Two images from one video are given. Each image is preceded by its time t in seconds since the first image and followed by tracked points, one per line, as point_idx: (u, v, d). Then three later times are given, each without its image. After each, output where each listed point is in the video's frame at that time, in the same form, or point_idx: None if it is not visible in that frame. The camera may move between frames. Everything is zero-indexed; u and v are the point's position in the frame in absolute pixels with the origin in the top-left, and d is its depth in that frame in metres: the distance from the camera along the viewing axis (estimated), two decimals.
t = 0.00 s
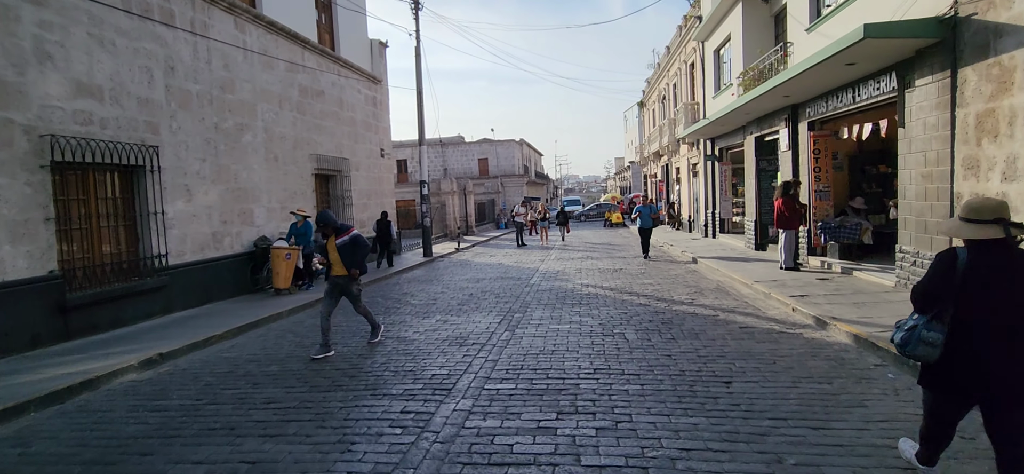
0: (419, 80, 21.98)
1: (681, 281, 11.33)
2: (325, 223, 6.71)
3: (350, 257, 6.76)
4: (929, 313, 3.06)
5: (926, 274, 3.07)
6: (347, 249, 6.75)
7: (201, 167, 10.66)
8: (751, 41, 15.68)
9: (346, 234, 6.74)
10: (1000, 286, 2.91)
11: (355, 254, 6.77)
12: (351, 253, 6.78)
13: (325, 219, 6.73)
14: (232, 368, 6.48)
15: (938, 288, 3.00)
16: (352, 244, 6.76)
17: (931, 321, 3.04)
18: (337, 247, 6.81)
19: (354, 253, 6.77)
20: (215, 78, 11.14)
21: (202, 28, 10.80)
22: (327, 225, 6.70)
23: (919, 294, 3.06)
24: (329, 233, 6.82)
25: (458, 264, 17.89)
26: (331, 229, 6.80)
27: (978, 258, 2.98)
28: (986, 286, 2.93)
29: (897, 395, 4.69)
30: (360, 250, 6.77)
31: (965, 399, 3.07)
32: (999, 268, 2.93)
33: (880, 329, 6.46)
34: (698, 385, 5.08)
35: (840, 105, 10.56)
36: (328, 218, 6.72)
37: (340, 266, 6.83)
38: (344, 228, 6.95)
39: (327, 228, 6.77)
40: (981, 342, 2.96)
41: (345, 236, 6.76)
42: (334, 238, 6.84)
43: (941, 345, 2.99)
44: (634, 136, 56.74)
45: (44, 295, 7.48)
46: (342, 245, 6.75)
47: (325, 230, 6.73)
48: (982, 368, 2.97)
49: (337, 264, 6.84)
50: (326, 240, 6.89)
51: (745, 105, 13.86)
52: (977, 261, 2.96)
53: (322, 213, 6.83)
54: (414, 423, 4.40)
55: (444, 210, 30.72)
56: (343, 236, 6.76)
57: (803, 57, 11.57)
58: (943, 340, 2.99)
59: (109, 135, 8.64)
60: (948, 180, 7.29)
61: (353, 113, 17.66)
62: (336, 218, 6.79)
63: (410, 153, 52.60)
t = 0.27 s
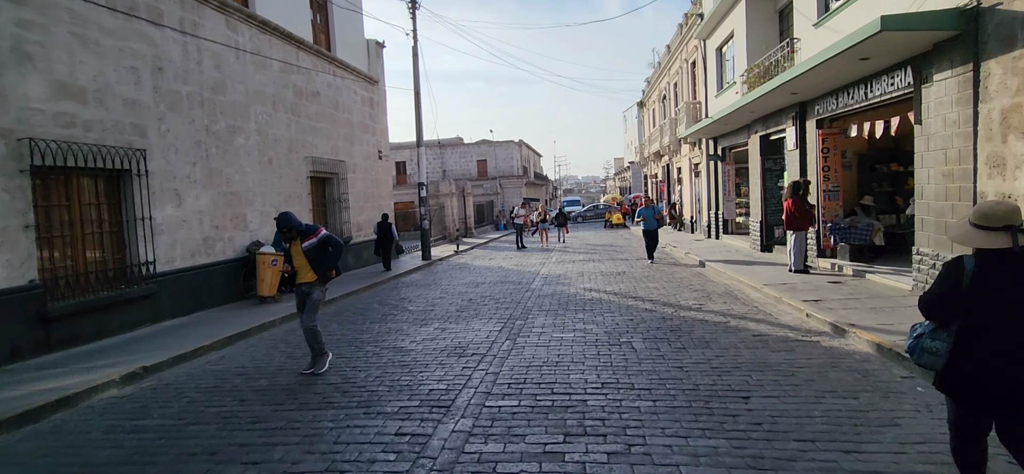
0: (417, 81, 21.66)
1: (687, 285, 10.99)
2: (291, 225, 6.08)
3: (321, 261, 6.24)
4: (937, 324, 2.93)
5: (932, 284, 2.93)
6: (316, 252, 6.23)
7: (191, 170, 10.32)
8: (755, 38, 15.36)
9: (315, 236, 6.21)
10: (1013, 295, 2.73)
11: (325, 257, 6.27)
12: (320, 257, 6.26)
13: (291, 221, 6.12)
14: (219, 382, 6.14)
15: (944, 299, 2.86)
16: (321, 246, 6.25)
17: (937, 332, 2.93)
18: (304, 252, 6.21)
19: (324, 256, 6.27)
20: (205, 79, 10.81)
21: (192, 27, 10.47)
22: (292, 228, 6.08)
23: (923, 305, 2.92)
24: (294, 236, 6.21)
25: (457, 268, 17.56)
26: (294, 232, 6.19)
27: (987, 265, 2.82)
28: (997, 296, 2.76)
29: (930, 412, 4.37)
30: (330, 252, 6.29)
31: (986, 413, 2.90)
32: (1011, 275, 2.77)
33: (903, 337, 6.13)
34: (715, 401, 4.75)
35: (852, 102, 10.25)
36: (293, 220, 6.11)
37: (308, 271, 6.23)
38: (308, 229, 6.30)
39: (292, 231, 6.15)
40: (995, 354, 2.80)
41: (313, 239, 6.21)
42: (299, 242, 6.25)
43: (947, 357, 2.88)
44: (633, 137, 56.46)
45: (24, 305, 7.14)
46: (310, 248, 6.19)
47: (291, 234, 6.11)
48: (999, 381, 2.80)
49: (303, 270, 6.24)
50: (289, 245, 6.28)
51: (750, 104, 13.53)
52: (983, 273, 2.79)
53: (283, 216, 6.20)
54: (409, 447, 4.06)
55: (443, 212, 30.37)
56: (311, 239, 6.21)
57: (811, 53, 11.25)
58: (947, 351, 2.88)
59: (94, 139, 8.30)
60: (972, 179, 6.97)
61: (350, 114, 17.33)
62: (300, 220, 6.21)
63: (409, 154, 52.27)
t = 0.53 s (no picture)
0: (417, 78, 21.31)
1: (695, 287, 10.62)
2: (253, 235, 5.35)
3: (285, 277, 5.54)
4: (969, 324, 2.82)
5: (960, 280, 2.83)
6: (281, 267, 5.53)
7: (181, 168, 9.99)
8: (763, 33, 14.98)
9: (280, 249, 5.51)
10: None
11: (290, 273, 5.57)
12: (285, 273, 5.55)
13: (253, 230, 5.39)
14: (204, 391, 5.79)
15: (974, 296, 2.77)
16: (287, 261, 5.56)
17: (968, 331, 2.81)
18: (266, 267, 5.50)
19: (289, 273, 5.57)
20: (197, 74, 10.48)
21: (182, 19, 10.14)
22: (255, 238, 5.36)
23: (953, 303, 2.84)
24: (254, 248, 5.46)
25: (458, 268, 17.19)
26: (256, 242, 5.45)
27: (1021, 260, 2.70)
28: None
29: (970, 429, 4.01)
30: (297, 268, 5.60)
31: None
32: None
33: (930, 344, 5.76)
34: (735, 416, 4.37)
35: (868, 97, 9.88)
36: (256, 230, 5.39)
37: (268, 288, 5.48)
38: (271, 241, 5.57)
39: (253, 242, 5.39)
40: None
41: (279, 252, 5.51)
42: (260, 255, 5.52)
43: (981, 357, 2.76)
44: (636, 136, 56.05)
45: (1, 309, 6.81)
46: (275, 262, 5.48)
47: (253, 245, 5.38)
48: None
49: (263, 286, 5.49)
50: (248, 257, 5.53)
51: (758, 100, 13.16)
52: (1015, 269, 2.67)
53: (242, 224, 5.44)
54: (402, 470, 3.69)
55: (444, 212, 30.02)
56: (276, 252, 5.50)
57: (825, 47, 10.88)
58: (981, 351, 2.75)
59: (76, 134, 7.98)
60: (1001, 175, 6.61)
61: (348, 111, 16.97)
62: (262, 230, 5.48)
63: (410, 154, 51.96)
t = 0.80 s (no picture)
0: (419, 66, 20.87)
1: (706, 282, 10.27)
2: (199, 226, 4.53)
3: (240, 274, 4.76)
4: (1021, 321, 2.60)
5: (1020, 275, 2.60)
6: (235, 263, 4.74)
7: (174, 157, 9.64)
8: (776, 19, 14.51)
9: (233, 242, 4.69)
10: None
11: (246, 271, 4.79)
12: (240, 270, 4.77)
13: (201, 220, 4.57)
14: (193, 394, 5.47)
15: None
16: (242, 256, 4.76)
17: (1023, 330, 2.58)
18: (218, 262, 4.73)
19: (246, 270, 4.79)
20: (190, 59, 10.10)
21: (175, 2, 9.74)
22: (202, 230, 4.54)
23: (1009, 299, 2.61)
24: (205, 240, 4.67)
25: (460, 261, 16.87)
26: (206, 234, 4.64)
27: None
28: None
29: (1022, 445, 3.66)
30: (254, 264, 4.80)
31: None
32: None
33: (964, 346, 5.41)
34: (764, 427, 4.03)
35: (889, 85, 9.45)
36: (203, 219, 4.55)
37: (221, 286, 4.75)
38: (225, 231, 4.75)
39: (201, 234, 4.59)
40: None
41: (231, 246, 4.70)
42: (212, 247, 4.72)
43: None
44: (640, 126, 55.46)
45: None
46: (226, 258, 4.68)
47: (200, 238, 4.58)
48: None
49: (216, 284, 4.76)
50: (199, 249, 4.75)
51: (772, 89, 12.72)
52: None
53: (188, 211, 4.62)
54: None
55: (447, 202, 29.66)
56: (228, 245, 4.69)
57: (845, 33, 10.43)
58: None
59: (61, 122, 7.62)
60: None
61: (349, 100, 16.57)
62: (213, 218, 4.66)
63: (412, 143, 51.55)
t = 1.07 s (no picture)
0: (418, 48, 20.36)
1: (715, 271, 9.94)
2: (116, 219, 3.82)
3: (171, 276, 4.04)
4: None
5: None
6: (164, 262, 4.02)
7: (161, 138, 9.23)
8: None
9: (159, 236, 3.99)
10: None
11: (178, 271, 4.07)
12: (171, 270, 4.05)
13: (118, 212, 3.86)
14: (176, 389, 5.14)
15: None
16: (174, 252, 4.04)
17: None
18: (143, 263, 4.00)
19: (176, 270, 4.06)
20: (176, 36, 9.66)
21: None
22: (119, 224, 3.83)
23: None
24: (125, 238, 3.96)
25: (460, 248, 16.49)
26: (125, 230, 3.92)
27: None
28: None
29: None
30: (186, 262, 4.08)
31: None
32: None
33: (999, 339, 5.07)
34: (795, 428, 3.70)
35: (907, 65, 9.07)
36: (120, 210, 3.85)
37: (150, 292, 4.02)
38: (148, 226, 4.03)
39: (120, 229, 3.88)
40: None
41: (157, 242, 3.99)
42: (136, 245, 4.02)
43: None
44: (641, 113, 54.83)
45: None
46: (152, 256, 3.97)
47: (118, 232, 3.87)
48: None
49: (144, 292, 4.03)
50: (121, 250, 4.03)
51: (782, 71, 12.32)
52: None
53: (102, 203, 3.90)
54: None
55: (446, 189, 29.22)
56: (153, 241, 3.98)
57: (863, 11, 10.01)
58: None
59: (38, 99, 7.23)
60: None
61: (345, 82, 16.10)
62: (133, 210, 3.96)
63: (410, 129, 50.99)
